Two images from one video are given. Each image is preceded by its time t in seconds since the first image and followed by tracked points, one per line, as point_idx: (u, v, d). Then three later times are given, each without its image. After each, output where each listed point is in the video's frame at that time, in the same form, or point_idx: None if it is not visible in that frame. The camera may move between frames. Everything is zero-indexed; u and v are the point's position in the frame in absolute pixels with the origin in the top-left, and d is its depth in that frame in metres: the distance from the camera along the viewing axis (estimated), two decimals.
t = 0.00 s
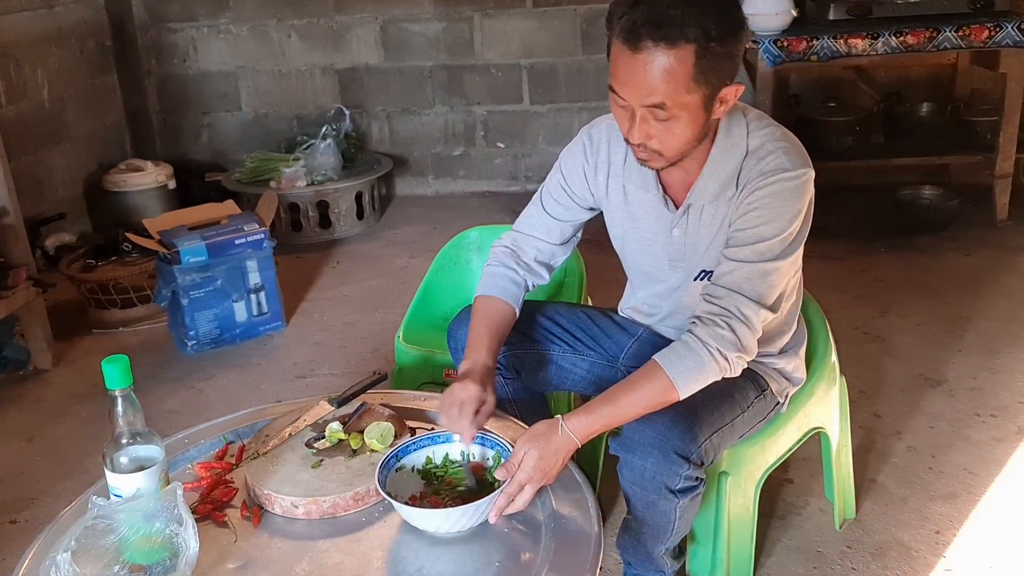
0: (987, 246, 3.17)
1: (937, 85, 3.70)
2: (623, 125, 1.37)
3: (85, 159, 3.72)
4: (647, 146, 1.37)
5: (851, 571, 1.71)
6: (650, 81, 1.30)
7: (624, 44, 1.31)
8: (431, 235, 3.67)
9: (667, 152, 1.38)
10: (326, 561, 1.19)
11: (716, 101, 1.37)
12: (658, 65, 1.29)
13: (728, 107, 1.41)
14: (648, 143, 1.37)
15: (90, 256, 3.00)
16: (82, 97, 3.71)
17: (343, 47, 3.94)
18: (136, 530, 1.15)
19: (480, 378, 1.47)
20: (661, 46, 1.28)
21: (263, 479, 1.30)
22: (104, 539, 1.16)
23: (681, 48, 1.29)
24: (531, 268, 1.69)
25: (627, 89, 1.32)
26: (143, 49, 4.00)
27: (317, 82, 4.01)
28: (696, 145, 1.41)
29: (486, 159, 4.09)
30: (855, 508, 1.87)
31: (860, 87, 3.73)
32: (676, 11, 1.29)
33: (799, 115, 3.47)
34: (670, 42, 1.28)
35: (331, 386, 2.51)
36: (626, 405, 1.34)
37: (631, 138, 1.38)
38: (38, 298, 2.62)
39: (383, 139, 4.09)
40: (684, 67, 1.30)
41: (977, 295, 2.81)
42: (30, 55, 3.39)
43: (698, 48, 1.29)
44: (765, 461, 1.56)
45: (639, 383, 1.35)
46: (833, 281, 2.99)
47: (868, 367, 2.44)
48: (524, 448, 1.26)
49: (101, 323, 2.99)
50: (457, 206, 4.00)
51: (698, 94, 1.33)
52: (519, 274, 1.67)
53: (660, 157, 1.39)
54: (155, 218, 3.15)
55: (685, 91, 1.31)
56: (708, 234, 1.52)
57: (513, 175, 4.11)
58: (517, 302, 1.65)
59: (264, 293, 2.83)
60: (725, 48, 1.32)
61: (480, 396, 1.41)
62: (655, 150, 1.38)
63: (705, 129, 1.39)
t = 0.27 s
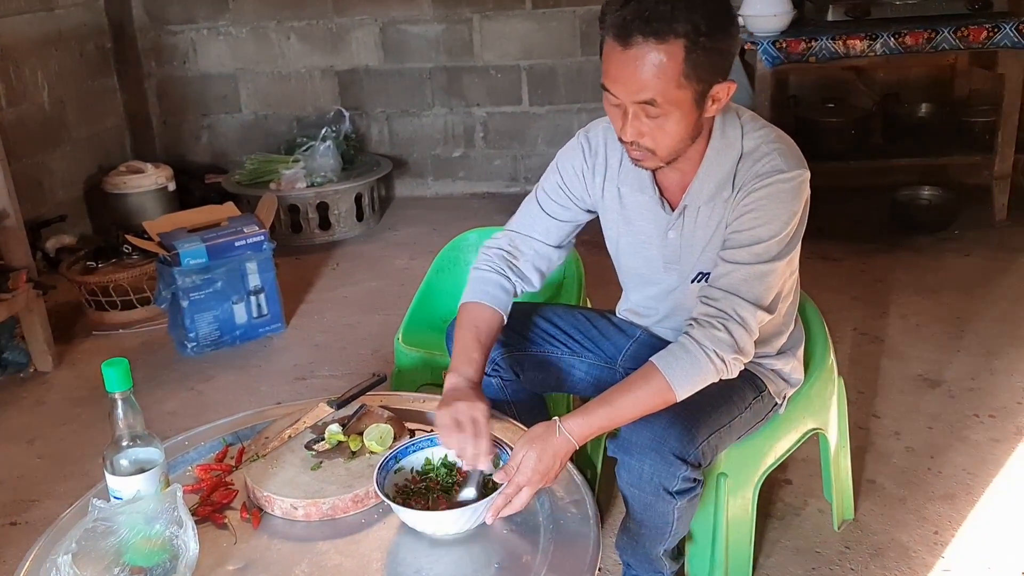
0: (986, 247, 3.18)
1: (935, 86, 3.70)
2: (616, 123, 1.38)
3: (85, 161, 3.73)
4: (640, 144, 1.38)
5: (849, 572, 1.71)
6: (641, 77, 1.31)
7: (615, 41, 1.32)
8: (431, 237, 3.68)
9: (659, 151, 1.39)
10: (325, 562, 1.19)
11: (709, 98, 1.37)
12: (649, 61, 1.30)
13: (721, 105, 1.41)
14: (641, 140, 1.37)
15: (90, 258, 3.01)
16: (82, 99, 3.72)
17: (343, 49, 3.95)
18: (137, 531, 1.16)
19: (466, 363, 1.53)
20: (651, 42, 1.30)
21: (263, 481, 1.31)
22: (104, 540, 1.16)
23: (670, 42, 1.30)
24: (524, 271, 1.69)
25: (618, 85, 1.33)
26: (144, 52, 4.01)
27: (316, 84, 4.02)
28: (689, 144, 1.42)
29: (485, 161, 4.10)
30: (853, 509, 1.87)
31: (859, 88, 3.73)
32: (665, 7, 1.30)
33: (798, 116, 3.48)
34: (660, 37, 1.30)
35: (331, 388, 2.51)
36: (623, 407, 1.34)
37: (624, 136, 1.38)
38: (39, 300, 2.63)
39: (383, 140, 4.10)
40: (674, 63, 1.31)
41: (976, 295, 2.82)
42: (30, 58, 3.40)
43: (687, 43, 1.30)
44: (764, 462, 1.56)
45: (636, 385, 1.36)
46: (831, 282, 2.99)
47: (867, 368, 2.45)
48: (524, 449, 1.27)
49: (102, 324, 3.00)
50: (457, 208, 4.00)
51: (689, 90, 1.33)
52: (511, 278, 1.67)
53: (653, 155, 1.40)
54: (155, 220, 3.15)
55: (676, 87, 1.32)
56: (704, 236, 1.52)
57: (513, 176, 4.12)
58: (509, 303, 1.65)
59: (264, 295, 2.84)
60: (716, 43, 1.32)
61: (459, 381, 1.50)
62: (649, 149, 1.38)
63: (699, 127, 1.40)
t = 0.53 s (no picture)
0: (984, 246, 3.18)
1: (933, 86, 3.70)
2: (614, 120, 1.38)
3: (83, 164, 3.73)
4: (638, 140, 1.37)
5: (847, 572, 1.72)
6: (638, 70, 1.31)
7: (611, 34, 1.33)
8: (429, 238, 3.68)
9: (658, 148, 1.39)
10: (324, 565, 1.19)
11: (705, 92, 1.38)
12: (646, 53, 1.31)
13: (718, 101, 1.41)
14: (638, 137, 1.37)
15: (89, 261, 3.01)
16: (80, 102, 3.72)
17: (341, 51, 3.95)
18: (135, 535, 1.16)
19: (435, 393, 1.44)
20: (647, 34, 1.30)
21: (261, 484, 1.31)
22: (103, 544, 1.16)
23: (665, 33, 1.30)
24: (519, 268, 1.69)
25: (614, 79, 1.34)
26: (142, 54, 4.01)
27: (314, 85, 4.02)
28: (687, 143, 1.42)
29: (484, 162, 4.10)
30: (852, 509, 1.88)
31: (857, 88, 3.74)
32: None
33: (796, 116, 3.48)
34: (655, 28, 1.30)
35: (330, 390, 2.51)
36: (621, 409, 1.34)
37: (621, 133, 1.38)
38: (37, 303, 2.63)
39: (381, 142, 4.10)
40: (671, 54, 1.31)
41: (974, 295, 2.82)
42: (28, 61, 3.40)
43: (682, 33, 1.31)
44: (762, 463, 1.57)
45: (634, 387, 1.36)
46: (830, 282, 3.00)
47: (865, 368, 2.45)
48: (520, 451, 1.27)
49: (100, 327, 3.00)
50: (455, 209, 4.00)
51: (685, 82, 1.34)
52: (503, 275, 1.67)
53: (651, 152, 1.39)
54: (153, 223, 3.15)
55: (671, 78, 1.32)
56: (701, 237, 1.53)
57: (511, 177, 4.12)
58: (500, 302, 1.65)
59: (263, 297, 2.84)
60: (711, 35, 1.33)
61: (428, 411, 1.38)
62: (647, 146, 1.38)
63: (696, 123, 1.40)
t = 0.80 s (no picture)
0: (981, 246, 3.18)
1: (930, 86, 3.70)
2: (612, 107, 1.39)
3: (81, 166, 3.73)
4: (636, 125, 1.38)
5: (845, 573, 1.72)
6: (636, 49, 1.32)
7: (610, 15, 1.34)
8: (428, 239, 3.68)
9: (657, 134, 1.39)
10: (322, 566, 1.19)
11: (702, 79, 1.40)
12: (645, 31, 1.32)
13: (713, 91, 1.44)
14: (636, 122, 1.37)
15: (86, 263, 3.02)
16: (78, 103, 3.72)
17: (338, 52, 3.95)
18: (133, 538, 1.15)
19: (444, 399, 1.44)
20: (646, 12, 1.32)
21: (259, 485, 1.30)
22: (101, 547, 1.16)
23: (664, 13, 1.32)
24: (524, 275, 1.69)
25: (613, 59, 1.34)
26: (139, 55, 4.01)
27: (312, 86, 4.02)
28: (684, 133, 1.42)
29: (482, 162, 4.10)
30: (850, 509, 1.87)
31: (855, 88, 3.74)
32: None
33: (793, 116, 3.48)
34: (655, 7, 1.32)
35: (328, 391, 2.51)
36: (618, 409, 1.35)
37: (618, 120, 1.39)
38: (35, 305, 2.63)
39: (379, 143, 4.10)
40: (669, 33, 1.33)
41: (972, 295, 2.82)
42: (25, 62, 3.40)
43: (681, 13, 1.33)
44: (760, 463, 1.57)
45: (631, 387, 1.36)
46: (828, 282, 3.00)
47: (863, 368, 2.45)
48: (517, 452, 1.27)
49: (98, 329, 2.99)
50: (454, 210, 4.00)
51: (685, 61, 1.35)
52: (509, 283, 1.67)
53: (648, 141, 1.39)
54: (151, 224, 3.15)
55: (670, 59, 1.34)
56: (697, 236, 1.53)
57: (509, 178, 4.12)
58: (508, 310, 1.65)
59: (261, 299, 2.84)
60: (708, 16, 1.36)
61: (436, 414, 1.39)
62: (646, 131, 1.38)
63: (693, 113, 1.41)
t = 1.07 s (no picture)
0: (979, 246, 3.18)
1: (927, 85, 3.71)
2: (612, 101, 1.39)
3: (79, 167, 3.72)
4: (637, 119, 1.38)
5: (844, 572, 1.72)
6: (640, 40, 1.34)
7: (614, 9, 1.36)
8: (425, 239, 3.68)
9: (657, 128, 1.39)
10: (321, 567, 1.19)
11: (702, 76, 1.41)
12: (648, 23, 1.33)
13: (713, 88, 1.44)
14: (637, 116, 1.38)
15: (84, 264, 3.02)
16: (75, 104, 3.71)
17: (336, 53, 3.94)
18: (131, 539, 1.15)
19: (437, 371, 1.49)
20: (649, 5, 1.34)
21: (258, 487, 1.30)
22: (98, 548, 1.16)
23: (666, 7, 1.34)
24: (513, 267, 1.70)
25: (615, 52, 1.35)
26: (136, 56, 4.00)
27: (310, 87, 4.01)
28: (684, 130, 1.43)
29: (479, 163, 4.10)
30: (849, 509, 1.87)
31: (852, 88, 3.74)
32: None
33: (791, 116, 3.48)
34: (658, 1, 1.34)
35: (326, 392, 2.51)
36: (616, 409, 1.35)
37: (619, 114, 1.39)
38: (32, 307, 2.62)
39: (376, 143, 4.10)
40: (671, 26, 1.34)
41: (969, 294, 2.83)
42: (22, 63, 3.39)
43: (683, 8, 1.34)
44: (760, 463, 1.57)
45: (630, 388, 1.36)
46: (826, 281, 3.00)
47: (861, 368, 2.45)
48: (517, 454, 1.27)
49: (96, 330, 2.99)
50: (451, 211, 4.00)
51: (688, 55, 1.36)
52: (498, 273, 1.67)
53: (648, 136, 1.40)
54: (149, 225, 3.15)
55: (672, 53, 1.34)
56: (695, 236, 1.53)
57: (507, 178, 4.12)
58: (497, 300, 1.66)
59: (259, 300, 2.83)
60: (710, 12, 1.37)
61: (432, 384, 1.45)
62: (646, 125, 1.39)
63: (692, 109, 1.41)
